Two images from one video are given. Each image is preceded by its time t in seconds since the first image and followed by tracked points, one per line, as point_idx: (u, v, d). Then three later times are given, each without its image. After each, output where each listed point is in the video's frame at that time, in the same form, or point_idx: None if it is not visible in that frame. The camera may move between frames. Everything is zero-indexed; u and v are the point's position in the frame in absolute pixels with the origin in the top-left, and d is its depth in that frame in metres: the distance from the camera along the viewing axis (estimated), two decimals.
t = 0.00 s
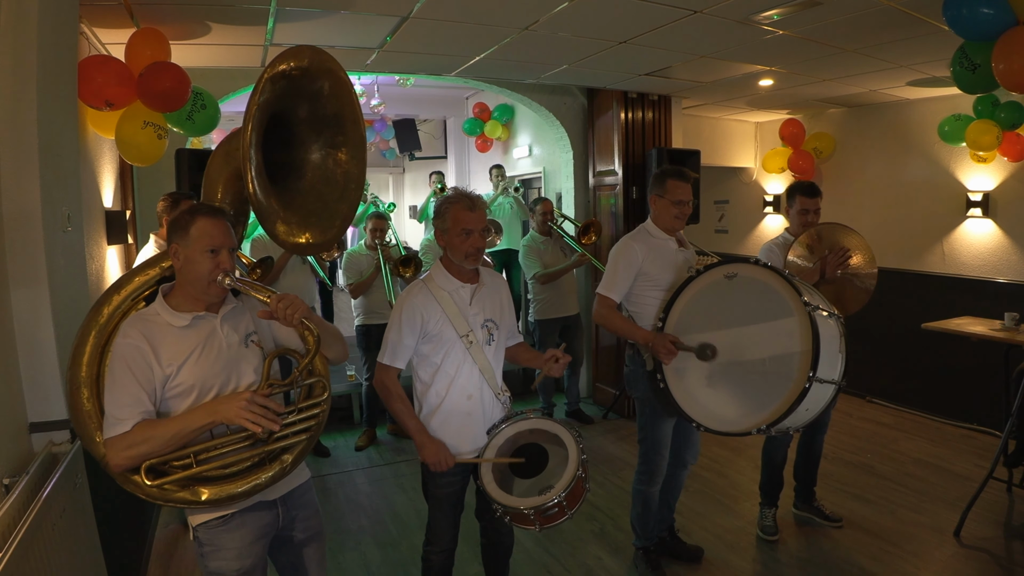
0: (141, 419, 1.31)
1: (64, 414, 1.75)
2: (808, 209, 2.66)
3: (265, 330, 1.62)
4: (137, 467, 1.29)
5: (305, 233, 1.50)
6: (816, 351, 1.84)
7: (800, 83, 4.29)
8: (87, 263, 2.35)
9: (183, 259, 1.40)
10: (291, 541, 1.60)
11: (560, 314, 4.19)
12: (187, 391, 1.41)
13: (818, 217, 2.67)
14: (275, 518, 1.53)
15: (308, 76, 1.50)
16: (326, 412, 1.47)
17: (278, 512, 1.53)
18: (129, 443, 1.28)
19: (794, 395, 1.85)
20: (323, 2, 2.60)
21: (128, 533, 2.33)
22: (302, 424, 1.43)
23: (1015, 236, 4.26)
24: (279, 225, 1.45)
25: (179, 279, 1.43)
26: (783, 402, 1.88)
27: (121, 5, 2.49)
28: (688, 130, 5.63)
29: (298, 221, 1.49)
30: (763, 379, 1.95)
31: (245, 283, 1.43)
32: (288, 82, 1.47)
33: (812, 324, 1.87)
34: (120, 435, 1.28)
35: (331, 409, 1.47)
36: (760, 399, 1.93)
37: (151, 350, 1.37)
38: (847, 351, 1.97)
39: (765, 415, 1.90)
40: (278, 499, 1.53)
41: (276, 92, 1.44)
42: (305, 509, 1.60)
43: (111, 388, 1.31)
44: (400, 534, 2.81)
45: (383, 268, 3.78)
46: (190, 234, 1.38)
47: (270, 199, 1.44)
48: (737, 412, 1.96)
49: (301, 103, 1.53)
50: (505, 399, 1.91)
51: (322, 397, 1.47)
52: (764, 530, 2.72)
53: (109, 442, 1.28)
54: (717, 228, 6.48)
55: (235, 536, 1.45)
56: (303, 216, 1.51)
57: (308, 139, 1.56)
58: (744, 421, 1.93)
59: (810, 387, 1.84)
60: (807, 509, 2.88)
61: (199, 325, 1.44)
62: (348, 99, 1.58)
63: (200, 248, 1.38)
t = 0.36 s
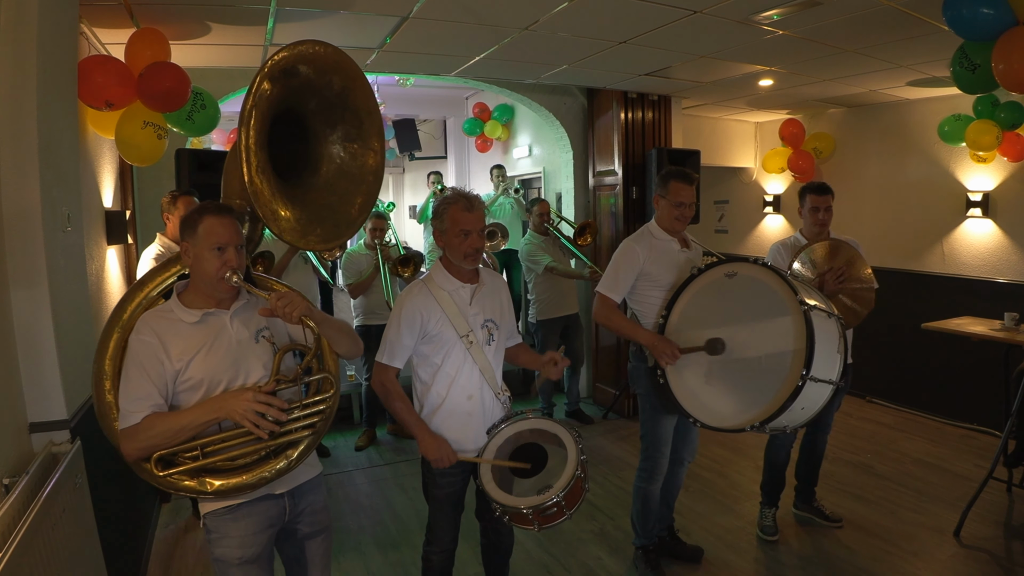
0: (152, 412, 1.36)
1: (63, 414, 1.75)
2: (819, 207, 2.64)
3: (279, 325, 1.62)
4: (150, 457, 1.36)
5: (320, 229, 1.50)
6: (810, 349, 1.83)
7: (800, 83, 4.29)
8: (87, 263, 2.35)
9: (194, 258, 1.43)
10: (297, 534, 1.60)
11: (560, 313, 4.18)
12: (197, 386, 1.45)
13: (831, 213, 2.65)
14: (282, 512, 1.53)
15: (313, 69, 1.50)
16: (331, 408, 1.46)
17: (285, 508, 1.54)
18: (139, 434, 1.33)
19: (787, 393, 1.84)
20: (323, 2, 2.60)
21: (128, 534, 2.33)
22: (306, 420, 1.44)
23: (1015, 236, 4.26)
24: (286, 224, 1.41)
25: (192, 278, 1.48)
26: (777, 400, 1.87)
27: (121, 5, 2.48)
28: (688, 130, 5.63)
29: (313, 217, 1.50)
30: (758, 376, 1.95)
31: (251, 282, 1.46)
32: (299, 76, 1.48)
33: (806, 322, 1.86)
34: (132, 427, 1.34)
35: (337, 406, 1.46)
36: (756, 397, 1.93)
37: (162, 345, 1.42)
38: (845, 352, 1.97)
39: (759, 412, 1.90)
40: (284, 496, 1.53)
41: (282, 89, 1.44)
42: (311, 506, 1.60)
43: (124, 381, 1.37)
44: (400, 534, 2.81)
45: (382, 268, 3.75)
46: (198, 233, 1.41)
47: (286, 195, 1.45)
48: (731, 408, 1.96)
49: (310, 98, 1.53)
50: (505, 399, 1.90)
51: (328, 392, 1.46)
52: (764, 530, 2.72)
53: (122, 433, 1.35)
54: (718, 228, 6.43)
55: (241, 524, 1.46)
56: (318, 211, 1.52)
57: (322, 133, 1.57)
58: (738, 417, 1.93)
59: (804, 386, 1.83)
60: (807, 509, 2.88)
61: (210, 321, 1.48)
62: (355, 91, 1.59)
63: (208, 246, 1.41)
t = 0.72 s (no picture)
0: (161, 408, 1.39)
1: (63, 413, 1.76)
2: (819, 200, 2.66)
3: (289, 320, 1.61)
4: (160, 450, 1.38)
5: (331, 224, 1.51)
6: (807, 349, 1.82)
7: (800, 83, 4.29)
8: (87, 263, 2.35)
9: (202, 257, 1.44)
10: (299, 530, 1.60)
11: (561, 313, 4.18)
12: (205, 381, 1.46)
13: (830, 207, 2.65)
14: (283, 506, 1.53)
15: (317, 64, 1.48)
16: (337, 405, 1.48)
17: (288, 504, 1.54)
18: (149, 428, 1.36)
19: (786, 392, 1.84)
20: (322, 2, 2.60)
21: (128, 534, 2.33)
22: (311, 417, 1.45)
23: (1015, 236, 4.26)
24: (293, 220, 1.43)
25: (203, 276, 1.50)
26: (775, 399, 1.87)
27: (121, 5, 2.48)
28: (688, 130, 5.63)
29: (322, 213, 1.50)
30: (758, 375, 1.94)
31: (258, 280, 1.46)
32: (308, 69, 1.46)
33: (805, 322, 1.85)
34: (143, 422, 1.37)
35: (343, 403, 1.49)
36: (755, 396, 1.93)
37: (171, 342, 1.43)
38: (847, 352, 1.96)
39: (758, 411, 1.89)
40: (287, 493, 1.53)
41: (285, 85, 1.43)
42: (314, 503, 1.59)
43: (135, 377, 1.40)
44: (400, 534, 2.81)
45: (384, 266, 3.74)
46: (204, 231, 1.42)
47: (294, 192, 1.46)
48: (731, 406, 1.96)
49: (316, 92, 1.52)
50: (506, 399, 1.90)
51: (334, 390, 1.48)
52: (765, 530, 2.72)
53: (134, 427, 1.38)
54: (717, 229, 6.44)
55: (244, 516, 1.47)
56: (328, 207, 1.52)
57: (331, 126, 1.57)
58: (738, 415, 1.93)
59: (802, 385, 1.82)
60: (808, 509, 2.88)
61: (218, 318, 1.48)
62: (362, 82, 1.58)
63: (213, 245, 1.42)
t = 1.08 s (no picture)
0: (156, 406, 1.39)
1: (63, 413, 1.76)
2: (807, 199, 2.66)
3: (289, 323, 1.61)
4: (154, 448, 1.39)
5: (332, 229, 1.49)
6: (797, 358, 1.83)
7: (800, 83, 4.29)
8: (87, 263, 2.35)
9: (202, 259, 1.45)
10: (299, 533, 1.60)
11: (561, 312, 4.19)
12: (201, 382, 1.46)
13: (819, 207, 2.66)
14: (283, 512, 1.53)
15: (319, 68, 1.49)
16: (331, 409, 1.47)
17: (286, 507, 1.54)
18: (143, 426, 1.36)
19: (776, 399, 1.85)
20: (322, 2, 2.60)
21: (128, 534, 2.33)
22: (304, 420, 1.44)
23: (1015, 236, 4.26)
24: (291, 224, 1.42)
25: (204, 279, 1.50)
26: (766, 405, 1.88)
27: (121, 5, 2.48)
28: (688, 130, 5.63)
29: (324, 218, 1.49)
30: (750, 380, 1.95)
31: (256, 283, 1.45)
32: (308, 73, 1.47)
33: (794, 331, 1.85)
34: (137, 419, 1.38)
35: (337, 407, 1.48)
36: (747, 401, 1.94)
37: (169, 341, 1.44)
38: (842, 357, 1.97)
39: (750, 416, 1.91)
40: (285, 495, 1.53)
41: (287, 90, 1.44)
42: (314, 506, 1.59)
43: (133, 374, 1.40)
44: (400, 534, 2.81)
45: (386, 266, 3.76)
46: (204, 233, 1.42)
47: (294, 196, 1.46)
48: (724, 410, 1.98)
49: (320, 97, 1.52)
50: (505, 398, 1.89)
51: (328, 395, 1.47)
52: (766, 531, 2.72)
53: (129, 424, 1.38)
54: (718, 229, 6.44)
55: (242, 522, 1.47)
56: (331, 211, 1.52)
57: (336, 132, 1.56)
58: (730, 420, 1.95)
59: (792, 393, 1.83)
60: (808, 509, 2.88)
61: (216, 318, 1.48)
62: (367, 86, 1.56)
63: (212, 247, 1.42)
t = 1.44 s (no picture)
0: (139, 407, 1.40)
1: (63, 414, 1.76)
2: (805, 209, 2.65)
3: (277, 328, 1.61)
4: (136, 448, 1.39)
5: (321, 236, 1.48)
6: (782, 362, 1.81)
7: (800, 83, 4.29)
8: (87, 262, 2.35)
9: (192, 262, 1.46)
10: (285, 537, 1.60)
11: (563, 312, 4.19)
12: (185, 384, 1.46)
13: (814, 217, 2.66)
14: (267, 515, 1.53)
15: (312, 76, 1.49)
16: (311, 417, 1.46)
17: (270, 510, 1.54)
18: (124, 425, 1.37)
19: (758, 403, 1.84)
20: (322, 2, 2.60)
21: (128, 534, 2.33)
22: (284, 425, 1.44)
23: (1015, 236, 4.26)
24: (277, 231, 1.43)
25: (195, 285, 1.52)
26: (749, 408, 1.87)
27: (121, 5, 2.49)
28: (688, 130, 5.63)
29: (313, 225, 1.49)
30: (736, 383, 1.95)
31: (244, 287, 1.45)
32: (299, 81, 1.47)
33: (781, 335, 1.83)
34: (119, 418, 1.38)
35: (318, 415, 1.46)
36: (732, 404, 1.94)
37: (155, 342, 1.44)
38: (834, 364, 1.95)
39: (733, 419, 1.91)
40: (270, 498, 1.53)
41: (278, 98, 1.45)
42: (301, 510, 1.59)
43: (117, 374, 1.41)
44: (400, 534, 2.81)
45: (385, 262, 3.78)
46: (195, 236, 1.43)
47: (283, 203, 1.46)
48: (709, 411, 1.99)
49: (315, 104, 1.52)
50: (503, 398, 1.90)
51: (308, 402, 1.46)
52: (766, 531, 2.72)
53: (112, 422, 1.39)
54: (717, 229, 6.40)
55: (227, 524, 1.48)
56: (323, 220, 1.51)
57: (332, 140, 1.55)
58: (714, 421, 1.96)
59: (776, 397, 1.82)
60: (808, 509, 2.88)
61: (203, 321, 1.49)
62: (364, 94, 1.53)
63: (201, 249, 1.43)
